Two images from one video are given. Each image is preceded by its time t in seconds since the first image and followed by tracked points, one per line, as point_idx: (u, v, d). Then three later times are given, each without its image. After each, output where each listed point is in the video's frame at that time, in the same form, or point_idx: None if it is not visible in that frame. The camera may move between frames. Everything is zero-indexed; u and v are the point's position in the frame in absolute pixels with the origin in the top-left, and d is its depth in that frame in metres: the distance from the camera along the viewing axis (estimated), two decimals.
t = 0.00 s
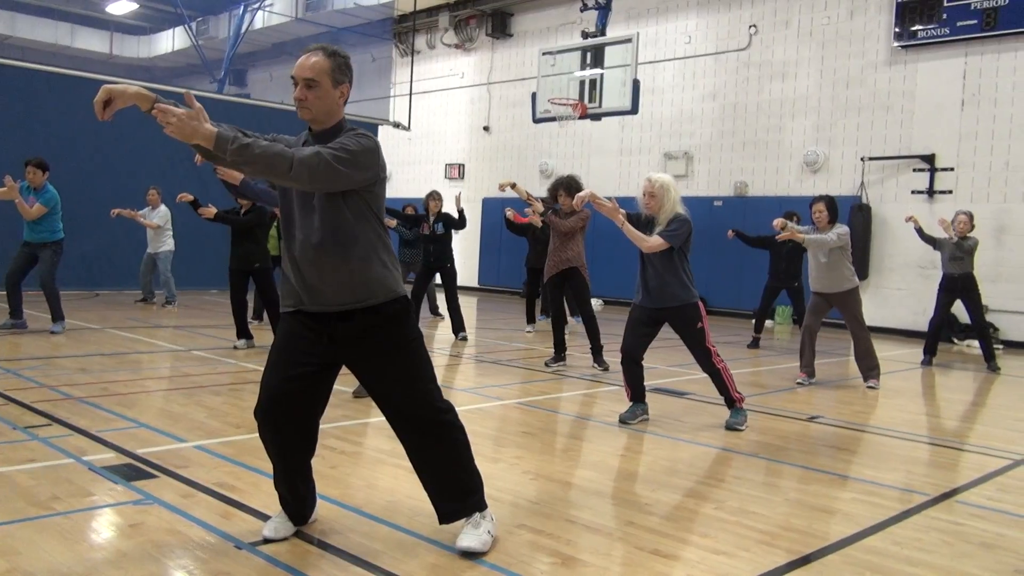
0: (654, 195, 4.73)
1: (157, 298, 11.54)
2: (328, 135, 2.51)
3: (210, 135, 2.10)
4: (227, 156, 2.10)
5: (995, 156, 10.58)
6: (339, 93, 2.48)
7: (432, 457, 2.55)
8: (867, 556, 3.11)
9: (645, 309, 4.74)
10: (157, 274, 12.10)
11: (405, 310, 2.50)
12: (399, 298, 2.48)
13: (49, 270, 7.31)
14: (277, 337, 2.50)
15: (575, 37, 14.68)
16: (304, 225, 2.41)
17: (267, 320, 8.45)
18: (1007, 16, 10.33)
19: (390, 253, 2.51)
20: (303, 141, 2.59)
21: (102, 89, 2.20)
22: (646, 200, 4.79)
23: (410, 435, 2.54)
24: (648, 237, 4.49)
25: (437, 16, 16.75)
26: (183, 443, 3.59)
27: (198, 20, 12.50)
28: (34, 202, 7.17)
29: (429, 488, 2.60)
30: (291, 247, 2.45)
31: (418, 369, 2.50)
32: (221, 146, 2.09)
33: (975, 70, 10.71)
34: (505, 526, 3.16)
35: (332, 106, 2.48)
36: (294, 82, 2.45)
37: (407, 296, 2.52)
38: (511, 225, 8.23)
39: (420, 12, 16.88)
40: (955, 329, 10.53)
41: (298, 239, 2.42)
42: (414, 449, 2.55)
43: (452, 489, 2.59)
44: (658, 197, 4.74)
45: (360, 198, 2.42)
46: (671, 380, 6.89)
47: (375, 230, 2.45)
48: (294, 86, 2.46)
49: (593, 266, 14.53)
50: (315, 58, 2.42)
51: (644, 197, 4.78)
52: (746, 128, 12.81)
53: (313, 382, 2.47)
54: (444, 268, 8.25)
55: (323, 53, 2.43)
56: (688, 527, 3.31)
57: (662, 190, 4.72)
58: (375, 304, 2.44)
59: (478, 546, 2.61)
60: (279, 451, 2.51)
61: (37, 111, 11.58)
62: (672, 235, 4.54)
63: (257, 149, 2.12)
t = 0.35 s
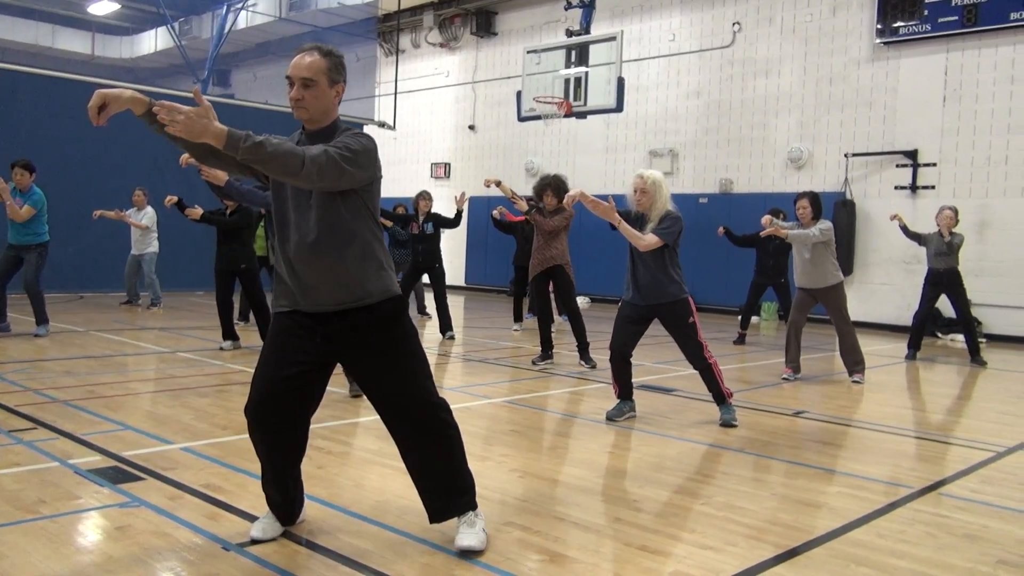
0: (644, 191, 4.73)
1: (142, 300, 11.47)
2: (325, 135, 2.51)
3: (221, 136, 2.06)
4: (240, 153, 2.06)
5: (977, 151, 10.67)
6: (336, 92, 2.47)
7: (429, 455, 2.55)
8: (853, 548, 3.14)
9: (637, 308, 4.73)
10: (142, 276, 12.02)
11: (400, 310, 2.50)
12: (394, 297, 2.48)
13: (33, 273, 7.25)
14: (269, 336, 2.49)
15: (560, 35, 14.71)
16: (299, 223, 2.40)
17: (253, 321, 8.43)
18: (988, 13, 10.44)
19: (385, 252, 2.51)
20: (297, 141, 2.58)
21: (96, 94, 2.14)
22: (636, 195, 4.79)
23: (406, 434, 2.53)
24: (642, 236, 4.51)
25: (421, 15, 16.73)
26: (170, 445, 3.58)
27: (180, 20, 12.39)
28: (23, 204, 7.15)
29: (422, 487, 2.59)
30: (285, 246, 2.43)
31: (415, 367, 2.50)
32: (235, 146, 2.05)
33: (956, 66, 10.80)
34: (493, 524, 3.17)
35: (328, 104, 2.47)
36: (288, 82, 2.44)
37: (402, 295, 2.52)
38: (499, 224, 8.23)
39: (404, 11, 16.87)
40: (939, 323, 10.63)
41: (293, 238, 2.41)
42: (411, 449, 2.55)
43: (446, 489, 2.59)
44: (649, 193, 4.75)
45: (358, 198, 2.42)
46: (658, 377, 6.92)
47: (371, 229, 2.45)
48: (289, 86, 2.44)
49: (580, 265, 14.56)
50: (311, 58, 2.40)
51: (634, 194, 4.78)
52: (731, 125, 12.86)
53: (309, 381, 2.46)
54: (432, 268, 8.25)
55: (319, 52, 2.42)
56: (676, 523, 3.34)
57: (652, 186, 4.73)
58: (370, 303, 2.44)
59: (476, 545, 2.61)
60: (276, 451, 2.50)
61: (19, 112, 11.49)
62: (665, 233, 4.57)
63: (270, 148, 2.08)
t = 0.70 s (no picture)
0: (638, 191, 4.73)
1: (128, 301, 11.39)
2: (325, 136, 2.51)
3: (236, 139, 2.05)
4: (256, 156, 2.04)
5: (961, 151, 10.76)
6: (335, 93, 2.46)
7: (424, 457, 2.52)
8: (839, 547, 3.17)
9: (632, 308, 4.72)
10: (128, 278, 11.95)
11: (397, 312, 2.49)
12: (391, 298, 2.47)
13: (19, 275, 7.19)
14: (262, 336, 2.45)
15: (548, 35, 14.72)
16: (298, 223, 2.38)
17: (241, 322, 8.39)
18: (972, 14, 10.52)
19: (382, 255, 2.50)
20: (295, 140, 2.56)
21: (97, 97, 2.09)
22: (628, 195, 4.78)
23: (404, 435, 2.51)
24: (642, 237, 4.50)
25: (408, 15, 16.71)
26: (157, 447, 3.56)
27: (166, 20, 12.37)
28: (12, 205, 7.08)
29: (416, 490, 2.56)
30: (282, 246, 2.41)
31: (413, 369, 2.49)
32: (253, 152, 2.04)
33: (941, 67, 10.89)
34: (482, 524, 3.18)
35: (329, 106, 2.47)
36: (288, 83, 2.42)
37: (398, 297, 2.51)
38: (488, 225, 8.23)
39: (391, 11, 16.86)
40: (924, 323, 10.72)
41: (291, 238, 2.38)
42: (407, 450, 2.52)
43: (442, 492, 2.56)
44: (643, 193, 4.75)
45: (359, 200, 2.41)
46: (646, 377, 6.94)
47: (369, 231, 2.44)
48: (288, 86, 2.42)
49: (568, 266, 14.57)
50: (311, 59, 2.39)
51: (628, 193, 4.77)
52: (718, 126, 12.92)
53: (305, 381, 2.42)
54: (420, 270, 8.24)
55: (320, 53, 2.40)
56: (665, 523, 3.35)
57: (646, 186, 4.74)
58: (369, 304, 2.42)
59: (474, 547, 2.58)
60: (270, 452, 2.46)
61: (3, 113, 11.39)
62: (660, 233, 4.58)
63: (287, 151, 2.07)
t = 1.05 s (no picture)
0: (637, 190, 4.71)
1: (118, 301, 11.32)
2: (335, 136, 2.46)
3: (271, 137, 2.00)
4: (291, 155, 2.01)
5: (950, 151, 10.82)
6: (345, 93, 2.43)
7: (426, 462, 2.48)
8: (833, 546, 3.18)
9: (628, 306, 4.73)
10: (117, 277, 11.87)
11: (401, 313, 2.44)
12: (396, 300, 2.43)
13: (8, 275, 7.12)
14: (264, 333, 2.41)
15: (539, 35, 14.73)
16: (304, 222, 2.32)
17: (231, 322, 8.36)
18: (960, 16, 10.59)
19: (388, 254, 2.45)
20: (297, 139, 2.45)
21: (108, 96, 1.96)
22: (628, 193, 4.75)
23: (405, 438, 2.46)
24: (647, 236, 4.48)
25: (399, 15, 16.70)
26: (149, 448, 3.54)
27: (156, 18, 12.58)
28: (6, 204, 7.02)
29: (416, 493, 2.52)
30: (286, 244, 2.35)
31: (418, 373, 2.43)
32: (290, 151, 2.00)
33: (930, 68, 10.95)
34: (477, 525, 3.17)
35: (339, 106, 2.43)
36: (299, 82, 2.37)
37: (402, 297, 2.47)
38: (480, 225, 8.23)
39: (382, 11, 16.85)
40: (914, 322, 10.78)
41: (296, 237, 2.32)
42: (409, 453, 2.47)
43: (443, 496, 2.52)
44: (643, 191, 4.73)
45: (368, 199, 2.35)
46: (638, 377, 6.95)
47: (376, 232, 2.38)
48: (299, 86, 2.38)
49: (559, 266, 14.59)
50: (323, 58, 2.34)
51: (628, 191, 4.73)
52: (709, 126, 12.96)
53: (306, 380, 2.40)
54: (412, 271, 8.23)
55: (330, 53, 2.37)
56: (659, 523, 3.36)
57: (646, 184, 4.71)
58: (373, 306, 2.38)
59: (473, 548, 2.55)
60: (271, 451, 2.45)
61: None
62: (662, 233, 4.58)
63: (319, 152, 2.05)
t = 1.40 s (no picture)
0: (642, 194, 4.66)
1: (110, 300, 11.26)
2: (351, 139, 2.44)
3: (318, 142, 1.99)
4: (335, 158, 2.00)
5: (942, 158, 10.88)
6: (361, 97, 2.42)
7: (432, 468, 2.46)
8: (830, 552, 3.19)
9: (629, 310, 4.73)
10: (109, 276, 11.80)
11: (410, 318, 2.42)
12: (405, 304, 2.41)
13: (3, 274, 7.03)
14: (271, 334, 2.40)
15: (534, 37, 14.74)
16: (317, 225, 2.29)
17: (225, 322, 8.33)
18: (954, 22, 10.62)
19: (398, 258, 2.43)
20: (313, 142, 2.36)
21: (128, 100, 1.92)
22: (631, 197, 4.70)
23: (412, 443, 2.44)
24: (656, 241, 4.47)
25: (394, 15, 16.70)
26: (145, 449, 3.52)
27: (149, 15, 12.85)
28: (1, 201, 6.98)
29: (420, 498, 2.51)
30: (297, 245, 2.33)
31: (426, 378, 2.42)
32: (337, 157, 2.00)
33: (923, 75, 11.01)
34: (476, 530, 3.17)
35: (355, 111, 2.41)
36: (317, 87, 2.34)
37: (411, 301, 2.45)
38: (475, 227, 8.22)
39: (378, 11, 16.84)
40: (906, 327, 10.82)
41: (308, 240, 2.29)
42: (415, 458, 2.45)
43: (448, 503, 2.50)
44: (647, 196, 4.69)
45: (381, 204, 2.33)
46: (633, 381, 6.95)
47: (389, 236, 2.36)
48: (318, 90, 2.34)
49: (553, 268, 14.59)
50: (343, 62, 2.32)
51: (632, 196, 4.68)
52: (703, 129, 12.99)
53: (313, 384, 2.38)
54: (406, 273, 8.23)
55: (348, 57, 2.34)
56: (657, 528, 3.36)
57: (650, 188, 4.68)
58: (383, 310, 2.36)
59: (476, 553, 2.54)
60: (274, 453, 2.43)
61: None
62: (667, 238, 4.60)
63: (359, 156, 2.05)
